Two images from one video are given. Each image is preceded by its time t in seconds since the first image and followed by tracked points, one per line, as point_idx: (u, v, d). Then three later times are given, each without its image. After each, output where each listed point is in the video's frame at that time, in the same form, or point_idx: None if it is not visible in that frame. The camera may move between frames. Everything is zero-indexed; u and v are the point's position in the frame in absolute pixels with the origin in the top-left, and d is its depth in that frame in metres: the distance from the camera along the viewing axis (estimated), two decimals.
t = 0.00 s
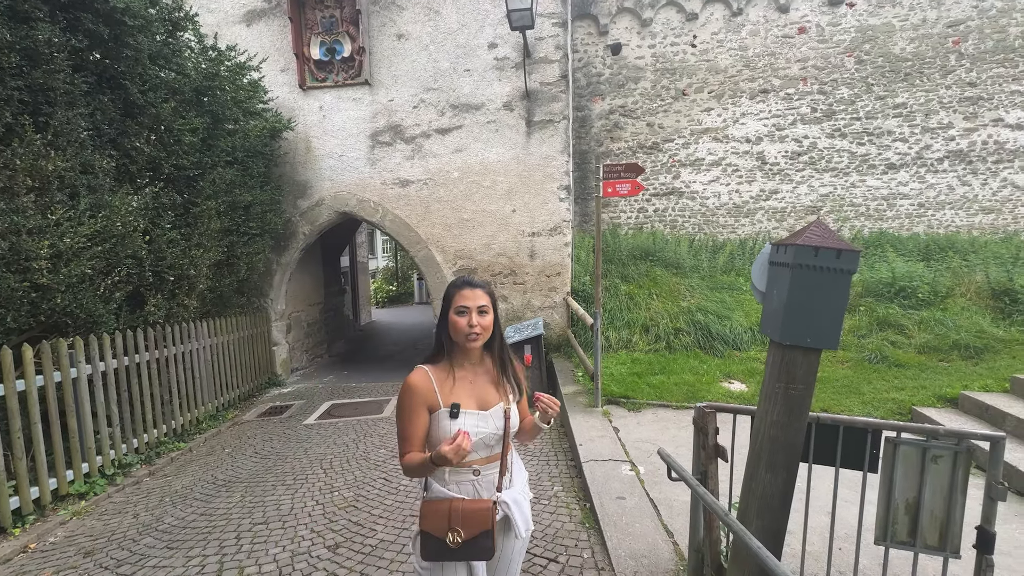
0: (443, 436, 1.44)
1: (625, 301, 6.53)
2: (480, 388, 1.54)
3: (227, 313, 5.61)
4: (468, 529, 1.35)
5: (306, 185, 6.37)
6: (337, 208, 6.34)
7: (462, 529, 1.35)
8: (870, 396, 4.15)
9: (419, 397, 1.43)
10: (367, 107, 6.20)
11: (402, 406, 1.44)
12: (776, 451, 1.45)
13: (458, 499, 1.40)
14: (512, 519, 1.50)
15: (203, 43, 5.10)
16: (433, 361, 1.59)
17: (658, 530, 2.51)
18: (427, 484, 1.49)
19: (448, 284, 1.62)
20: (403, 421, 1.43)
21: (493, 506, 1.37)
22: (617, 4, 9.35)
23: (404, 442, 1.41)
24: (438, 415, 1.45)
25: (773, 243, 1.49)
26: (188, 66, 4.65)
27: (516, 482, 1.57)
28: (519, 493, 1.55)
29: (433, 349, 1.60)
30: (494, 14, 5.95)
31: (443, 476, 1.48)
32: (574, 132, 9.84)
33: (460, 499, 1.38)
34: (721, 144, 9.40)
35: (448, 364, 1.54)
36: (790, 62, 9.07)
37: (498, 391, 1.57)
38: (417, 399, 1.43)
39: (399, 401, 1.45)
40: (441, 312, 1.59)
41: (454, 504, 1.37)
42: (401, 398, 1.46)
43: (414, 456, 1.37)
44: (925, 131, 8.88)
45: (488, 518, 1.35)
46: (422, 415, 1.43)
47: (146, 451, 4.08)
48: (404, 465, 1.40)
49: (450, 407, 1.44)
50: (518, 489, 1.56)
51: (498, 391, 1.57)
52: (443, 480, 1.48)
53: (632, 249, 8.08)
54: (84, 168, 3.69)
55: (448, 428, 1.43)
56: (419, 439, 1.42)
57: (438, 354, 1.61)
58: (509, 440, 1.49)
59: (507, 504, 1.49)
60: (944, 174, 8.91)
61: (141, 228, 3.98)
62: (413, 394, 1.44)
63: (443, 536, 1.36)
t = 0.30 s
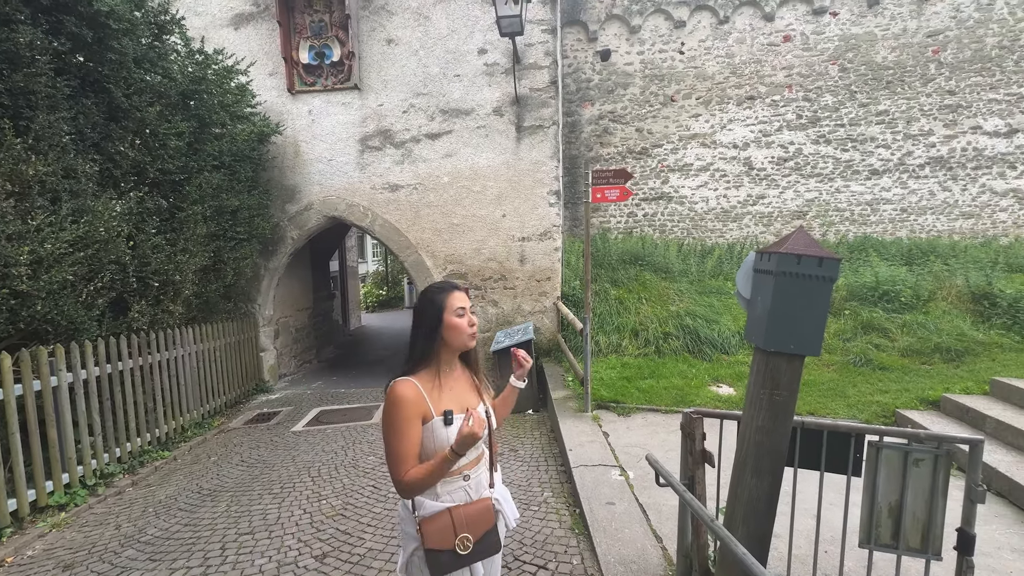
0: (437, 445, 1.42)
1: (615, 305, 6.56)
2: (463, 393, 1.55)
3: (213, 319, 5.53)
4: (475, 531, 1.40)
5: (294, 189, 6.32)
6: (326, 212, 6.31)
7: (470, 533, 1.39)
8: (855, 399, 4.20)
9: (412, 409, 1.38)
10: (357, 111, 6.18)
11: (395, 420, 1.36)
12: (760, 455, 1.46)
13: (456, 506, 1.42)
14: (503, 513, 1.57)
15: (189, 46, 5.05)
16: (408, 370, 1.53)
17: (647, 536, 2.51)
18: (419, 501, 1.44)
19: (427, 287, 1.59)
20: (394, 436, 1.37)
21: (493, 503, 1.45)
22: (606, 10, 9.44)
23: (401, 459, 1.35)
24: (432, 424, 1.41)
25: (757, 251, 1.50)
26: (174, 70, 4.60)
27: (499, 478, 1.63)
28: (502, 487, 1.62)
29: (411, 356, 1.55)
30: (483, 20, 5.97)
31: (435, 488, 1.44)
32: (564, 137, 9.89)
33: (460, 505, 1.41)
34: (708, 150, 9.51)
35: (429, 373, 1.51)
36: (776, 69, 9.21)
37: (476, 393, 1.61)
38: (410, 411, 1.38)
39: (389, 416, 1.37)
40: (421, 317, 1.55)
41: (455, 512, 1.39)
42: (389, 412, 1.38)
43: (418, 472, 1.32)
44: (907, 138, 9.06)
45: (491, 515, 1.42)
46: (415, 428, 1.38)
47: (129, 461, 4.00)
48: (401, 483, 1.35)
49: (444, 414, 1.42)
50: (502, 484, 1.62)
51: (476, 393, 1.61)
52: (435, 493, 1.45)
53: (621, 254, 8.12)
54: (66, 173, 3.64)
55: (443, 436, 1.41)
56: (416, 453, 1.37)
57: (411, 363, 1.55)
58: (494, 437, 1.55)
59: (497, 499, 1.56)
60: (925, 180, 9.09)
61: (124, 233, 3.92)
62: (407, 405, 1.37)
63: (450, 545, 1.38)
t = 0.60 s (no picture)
0: (419, 462, 1.40)
1: (602, 313, 6.59)
2: (428, 405, 1.56)
3: (195, 329, 5.44)
4: (461, 540, 1.43)
5: (280, 198, 6.27)
6: (312, 221, 6.26)
7: (457, 543, 1.42)
8: (837, 406, 4.26)
9: (398, 429, 1.32)
10: (344, 120, 6.17)
11: (386, 445, 1.29)
12: (742, 466, 1.47)
13: (436, 520, 1.44)
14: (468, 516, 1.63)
15: (173, 54, 5.01)
16: (371, 391, 1.44)
17: (633, 546, 2.51)
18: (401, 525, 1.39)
19: (387, 304, 1.53)
20: (378, 460, 1.29)
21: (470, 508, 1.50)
22: (592, 22, 9.58)
23: (386, 486, 1.28)
24: (415, 442, 1.39)
25: (737, 264, 1.52)
26: (157, 78, 4.56)
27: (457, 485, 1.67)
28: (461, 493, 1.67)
29: (375, 378, 1.46)
30: (471, 30, 6.02)
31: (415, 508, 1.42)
32: (551, 146, 9.96)
33: (442, 518, 1.43)
34: (693, 159, 9.65)
35: (399, 391, 1.46)
36: (758, 81, 9.40)
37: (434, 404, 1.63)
38: (396, 431, 1.32)
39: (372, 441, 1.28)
40: (385, 336, 1.49)
41: (442, 527, 1.40)
42: (372, 435, 1.29)
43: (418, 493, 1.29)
44: (884, 149, 9.29)
45: (470, 520, 1.48)
46: (398, 449, 1.33)
47: (106, 476, 3.90)
48: (385, 511, 1.29)
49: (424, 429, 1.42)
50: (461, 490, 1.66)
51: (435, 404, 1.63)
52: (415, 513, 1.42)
53: (608, 262, 8.18)
54: (43, 182, 3.57)
55: (425, 452, 1.40)
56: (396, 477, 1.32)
57: (372, 384, 1.46)
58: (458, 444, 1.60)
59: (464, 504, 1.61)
60: (902, 190, 9.32)
61: (104, 243, 3.86)
62: (396, 427, 1.32)
63: (441, 561, 1.38)
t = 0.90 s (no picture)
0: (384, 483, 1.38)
1: (587, 325, 6.61)
2: (389, 425, 1.55)
3: (172, 343, 5.32)
4: (421, 561, 1.43)
5: (262, 209, 6.20)
6: (295, 233, 6.20)
7: (418, 564, 1.41)
8: (817, 415, 4.32)
9: (367, 450, 1.31)
10: (328, 132, 6.15)
11: (356, 468, 1.27)
12: (723, 479, 1.49)
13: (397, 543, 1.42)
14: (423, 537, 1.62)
15: (154, 64, 4.96)
16: (334, 416, 1.41)
17: (619, 560, 2.50)
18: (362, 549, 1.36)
19: (347, 324, 1.51)
20: (348, 483, 1.27)
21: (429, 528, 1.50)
22: (576, 38, 9.77)
23: (371, 502, 1.27)
24: (381, 463, 1.38)
25: (717, 278, 1.55)
26: (138, 88, 4.50)
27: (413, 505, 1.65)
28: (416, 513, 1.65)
29: (337, 401, 1.44)
30: (456, 45, 6.08)
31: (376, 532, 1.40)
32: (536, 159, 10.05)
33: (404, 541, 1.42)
34: (675, 173, 9.82)
35: (362, 413, 1.44)
36: (736, 97, 9.64)
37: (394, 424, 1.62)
38: (367, 450, 1.31)
39: (345, 460, 1.26)
40: (345, 357, 1.47)
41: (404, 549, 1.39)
42: (345, 457, 1.27)
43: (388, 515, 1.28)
44: (858, 164, 9.57)
45: (429, 540, 1.48)
46: (372, 466, 1.32)
47: (75, 496, 3.76)
48: (377, 525, 1.28)
49: (389, 450, 1.41)
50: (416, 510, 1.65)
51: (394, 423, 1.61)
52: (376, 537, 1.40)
53: (593, 273, 8.24)
54: (16, 193, 3.49)
55: (390, 473, 1.40)
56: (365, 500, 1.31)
57: (333, 409, 1.43)
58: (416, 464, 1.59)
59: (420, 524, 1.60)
60: (876, 203, 9.59)
61: (79, 256, 3.77)
62: (366, 449, 1.30)
63: None
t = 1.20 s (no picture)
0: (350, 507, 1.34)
1: (570, 339, 6.62)
2: (357, 447, 1.51)
3: (145, 360, 5.16)
4: None
5: (242, 223, 6.11)
6: (276, 247, 6.12)
7: None
8: (796, 427, 4.37)
9: (330, 470, 1.28)
10: (310, 145, 6.11)
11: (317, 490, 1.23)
12: (705, 495, 1.48)
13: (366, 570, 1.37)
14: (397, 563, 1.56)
15: (132, 76, 4.89)
16: (295, 441, 1.38)
17: None
18: None
19: (312, 345, 1.49)
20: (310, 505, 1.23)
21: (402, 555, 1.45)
22: (557, 57, 9.95)
23: (344, 519, 1.24)
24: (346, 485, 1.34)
25: (696, 295, 1.56)
26: (115, 100, 4.43)
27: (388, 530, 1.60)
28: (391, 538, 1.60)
29: (299, 423, 1.41)
30: (440, 62, 6.12)
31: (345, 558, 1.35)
32: (519, 174, 10.13)
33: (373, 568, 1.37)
34: (655, 189, 9.98)
35: (325, 435, 1.41)
36: (714, 116, 9.88)
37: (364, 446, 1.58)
38: (333, 469, 1.29)
39: (317, 479, 1.23)
40: (309, 378, 1.45)
41: None
42: (310, 477, 1.24)
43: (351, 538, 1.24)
44: (830, 181, 9.86)
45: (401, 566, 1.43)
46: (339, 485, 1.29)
47: (36, 523, 3.59)
48: (361, 535, 1.26)
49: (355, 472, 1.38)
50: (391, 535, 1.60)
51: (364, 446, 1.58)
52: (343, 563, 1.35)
53: (576, 287, 8.28)
54: None
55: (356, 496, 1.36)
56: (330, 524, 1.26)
57: (295, 431, 1.40)
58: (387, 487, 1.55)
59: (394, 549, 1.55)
60: (848, 219, 9.87)
61: (47, 271, 3.65)
62: (328, 470, 1.27)
63: None
